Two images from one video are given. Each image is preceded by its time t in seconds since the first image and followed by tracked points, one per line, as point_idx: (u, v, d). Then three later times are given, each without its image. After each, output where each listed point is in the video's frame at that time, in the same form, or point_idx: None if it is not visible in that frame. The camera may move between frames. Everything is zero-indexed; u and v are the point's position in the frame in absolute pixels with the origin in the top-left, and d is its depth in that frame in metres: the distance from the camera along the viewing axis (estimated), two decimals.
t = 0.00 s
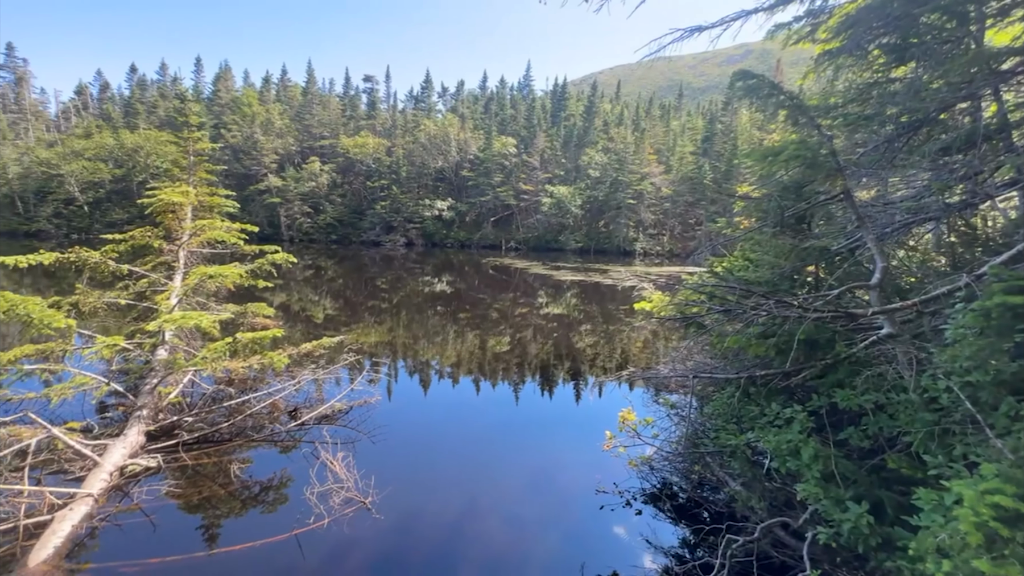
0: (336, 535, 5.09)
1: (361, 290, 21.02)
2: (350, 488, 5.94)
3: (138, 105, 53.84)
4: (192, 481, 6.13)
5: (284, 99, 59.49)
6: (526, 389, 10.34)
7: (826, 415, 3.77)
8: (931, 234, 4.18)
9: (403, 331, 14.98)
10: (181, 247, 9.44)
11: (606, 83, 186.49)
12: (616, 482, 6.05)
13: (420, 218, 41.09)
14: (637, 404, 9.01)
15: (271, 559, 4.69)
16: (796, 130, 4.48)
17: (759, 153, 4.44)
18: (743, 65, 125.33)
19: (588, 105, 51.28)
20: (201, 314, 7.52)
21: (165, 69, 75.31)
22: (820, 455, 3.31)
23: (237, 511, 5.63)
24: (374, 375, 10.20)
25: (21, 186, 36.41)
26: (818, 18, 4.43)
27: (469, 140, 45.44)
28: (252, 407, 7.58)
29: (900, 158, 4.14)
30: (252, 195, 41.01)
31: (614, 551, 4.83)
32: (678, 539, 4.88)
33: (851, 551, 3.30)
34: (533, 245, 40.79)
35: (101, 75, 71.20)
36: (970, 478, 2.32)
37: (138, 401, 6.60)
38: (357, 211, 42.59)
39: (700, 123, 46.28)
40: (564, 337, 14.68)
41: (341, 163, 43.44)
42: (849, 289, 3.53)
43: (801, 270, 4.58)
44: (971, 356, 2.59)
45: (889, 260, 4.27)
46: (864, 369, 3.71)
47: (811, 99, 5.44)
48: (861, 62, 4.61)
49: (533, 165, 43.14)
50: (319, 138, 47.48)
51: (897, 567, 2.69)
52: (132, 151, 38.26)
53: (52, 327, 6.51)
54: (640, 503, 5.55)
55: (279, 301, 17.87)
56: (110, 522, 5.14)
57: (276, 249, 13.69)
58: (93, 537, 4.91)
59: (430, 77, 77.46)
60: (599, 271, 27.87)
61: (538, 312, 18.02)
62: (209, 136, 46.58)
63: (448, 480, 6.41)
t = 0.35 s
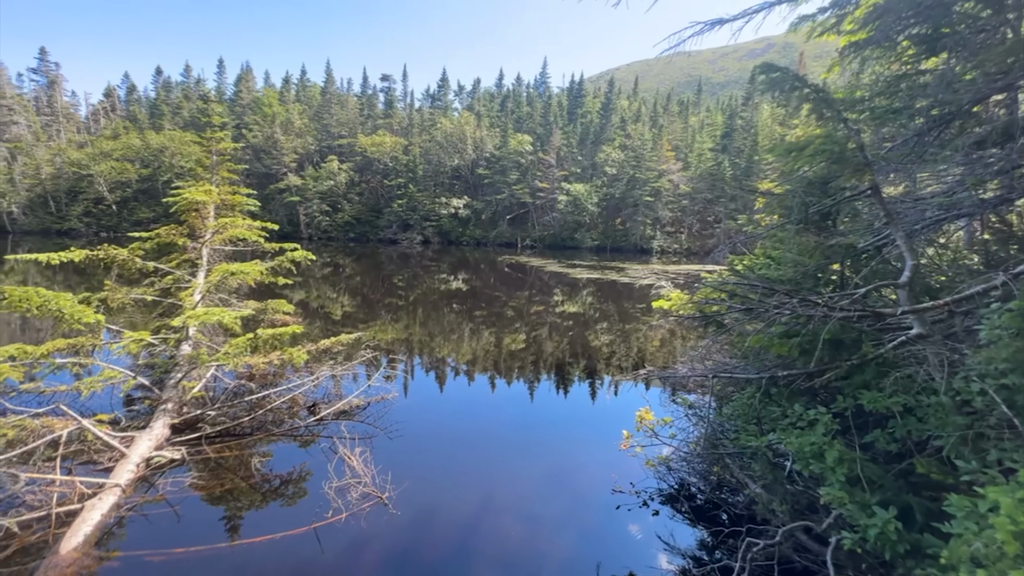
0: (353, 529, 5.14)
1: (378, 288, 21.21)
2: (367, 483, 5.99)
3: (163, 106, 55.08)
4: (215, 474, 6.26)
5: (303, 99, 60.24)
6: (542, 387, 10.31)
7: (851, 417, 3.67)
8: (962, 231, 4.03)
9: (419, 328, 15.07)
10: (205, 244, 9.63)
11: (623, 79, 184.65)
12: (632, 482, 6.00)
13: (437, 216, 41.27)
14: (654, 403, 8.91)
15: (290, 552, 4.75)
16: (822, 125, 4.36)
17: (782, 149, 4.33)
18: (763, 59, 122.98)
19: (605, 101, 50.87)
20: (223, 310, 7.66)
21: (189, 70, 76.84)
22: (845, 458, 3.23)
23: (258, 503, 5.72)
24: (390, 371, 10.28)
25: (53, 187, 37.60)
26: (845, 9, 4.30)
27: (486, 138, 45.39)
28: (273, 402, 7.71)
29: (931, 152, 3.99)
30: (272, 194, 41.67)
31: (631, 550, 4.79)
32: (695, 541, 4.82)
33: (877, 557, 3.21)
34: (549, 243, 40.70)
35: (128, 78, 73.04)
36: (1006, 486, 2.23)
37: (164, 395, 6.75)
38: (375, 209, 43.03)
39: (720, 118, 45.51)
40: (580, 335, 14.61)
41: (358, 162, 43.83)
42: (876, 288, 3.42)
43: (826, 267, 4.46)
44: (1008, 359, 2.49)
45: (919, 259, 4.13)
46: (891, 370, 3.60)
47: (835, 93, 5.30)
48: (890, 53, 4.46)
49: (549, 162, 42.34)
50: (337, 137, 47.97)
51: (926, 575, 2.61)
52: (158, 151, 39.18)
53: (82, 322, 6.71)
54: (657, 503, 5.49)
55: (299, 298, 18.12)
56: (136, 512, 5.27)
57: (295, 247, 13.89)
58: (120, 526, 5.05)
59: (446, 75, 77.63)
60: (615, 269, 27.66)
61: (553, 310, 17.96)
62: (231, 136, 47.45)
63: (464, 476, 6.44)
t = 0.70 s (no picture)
0: (372, 524, 5.17)
1: (396, 285, 21.37)
2: (385, 479, 6.03)
3: (188, 107, 56.34)
4: (237, 466, 6.37)
5: (323, 98, 60.97)
6: (558, 386, 10.27)
7: (880, 421, 3.56)
8: (999, 229, 3.88)
9: (436, 326, 15.14)
10: (227, 242, 9.81)
11: (642, 75, 182.58)
12: (650, 483, 5.93)
13: (454, 214, 41.42)
14: (673, 403, 8.80)
15: (309, 545, 4.80)
16: (850, 118, 4.23)
17: (810, 143, 4.20)
18: (786, 53, 120.54)
19: (623, 98, 50.41)
20: (245, 306, 7.79)
21: (213, 72, 78.32)
22: (873, 464, 3.13)
23: (279, 496, 5.79)
24: (407, 368, 10.35)
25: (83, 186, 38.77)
26: None
27: (502, 136, 45.36)
28: (293, 397, 7.81)
29: (965, 147, 3.85)
30: (293, 192, 42.32)
31: (648, 552, 4.74)
32: (714, 544, 4.73)
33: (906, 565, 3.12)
34: (566, 241, 40.61)
35: (155, 80, 74.85)
36: None
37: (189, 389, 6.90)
38: (392, 207, 43.38)
39: (741, 114, 44.69)
40: (596, 333, 14.52)
41: (376, 160, 44.17)
42: (908, 287, 3.31)
43: (854, 266, 4.33)
44: None
45: (952, 257, 3.98)
46: (923, 373, 3.48)
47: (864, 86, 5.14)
48: (922, 44, 4.31)
49: (566, 159, 42.22)
50: (356, 136, 48.45)
51: None
52: (183, 151, 40.07)
53: (111, 317, 6.88)
54: (675, 505, 5.42)
55: (318, 294, 18.38)
56: (163, 502, 5.38)
57: (315, 244, 14.07)
58: (147, 516, 5.15)
59: (464, 74, 77.78)
60: (632, 268, 27.42)
61: (569, 309, 17.88)
62: (253, 136, 48.30)
63: (481, 474, 6.44)
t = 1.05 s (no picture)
0: (390, 519, 5.20)
1: (415, 283, 21.51)
2: (403, 474, 6.06)
3: (214, 108, 57.63)
4: (260, 459, 6.49)
5: (343, 98, 61.70)
6: (575, 384, 10.20)
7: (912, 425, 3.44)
8: None
9: (454, 323, 15.19)
10: (251, 240, 9.99)
11: (662, 71, 179.98)
12: (670, 484, 5.84)
13: (472, 212, 41.55)
14: (694, 403, 8.65)
15: (329, 538, 4.86)
16: (882, 111, 4.09)
17: (839, 137, 4.08)
18: (811, 46, 117.65)
19: (643, 94, 49.82)
20: (268, 302, 7.92)
21: (237, 73, 79.99)
22: (905, 470, 3.02)
23: (300, 489, 5.88)
24: (425, 365, 10.41)
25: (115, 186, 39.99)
26: None
27: (521, 133, 45.30)
28: (314, 392, 7.92)
29: (1006, 140, 3.67)
30: (314, 191, 42.98)
31: (666, 554, 4.66)
32: (736, 547, 4.63)
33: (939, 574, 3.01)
34: (584, 239, 40.38)
35: (183, 82, 76.77)
36: None
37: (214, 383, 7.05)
38: (411, 205, 43.72)
39: (764, 108, 43.76)
40: (614, 332, 14.38)
41: (395, 159, 44.50)
42: (944, 285, 3.19)
43: (885, 265, 4.20)
44: None
45: (991, 255, 3.82)
46: (959, 375, 3.34)
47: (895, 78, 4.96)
48: (959, 33, 4.12)
49: (585, 157, 42.03)
50: (376, 134, 48.92)
51: None
52: (209, 151, 40.99)
53: (141, 312, 7.06)
54: (695, 507, 5.32)
55: (338, 291, 18.62)
56: (189, 493, 5.51)
57: (335, 242, 14.25)
58: (174, 505, 5.27)
59: (482, 72, 77.87)
60: (652, 266, 27.13)
61: (587, 307, 17.74)
62: (276, 136, 49.18)
63: (499, 471, 6.43)
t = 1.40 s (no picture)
0: (407, 516, 5.23)
1: (432, 282, 21.62)
2: (420, 472, 6.08)
3: (237, 110, 58.81)
4: (281, 454, 6.58)
5: (363, 99, 62.33)
6: (591, 384, 10.12)
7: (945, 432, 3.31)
8: None
9: (471, 322, 15.21)
10: (273, 239, 10.13)
11: (682, 68, 177.58)
12: (688, 486, 5.75)
13: (489, 211, 41.62)
14: (714, 406, 8.50)
15: (347, 534, 4.89)
16: (915, 106, 3.94)
17: (869, 133, 3.96)
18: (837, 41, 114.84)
19: (662, 92, 49.25)
20: (289, 300, 8.02)
21: (260, 75, 81.54)
22: (938, 478, 2.92)
23: (319, 484, 5.95)
24: (442, 363, 10.44)
25: (143, 186, 41.12)
26: None
27: (538, 132, 45.20)
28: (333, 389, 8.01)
29: None
30: (334, 191, 43.54)
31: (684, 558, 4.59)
32: (756, 553, 4.53)
33: None
34: (601, 238, 40.10)
35: (208, 84, 78.53)
36: None
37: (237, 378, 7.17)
38: (429, 205, 43.97)
39: (788, 105, 42.84)
40: (632, 332, 14.24)
41: (413, 159, 44.80)
42: (980, 286, 3.07)
43: (916, 265, 4.07)
44: None
45: None
46: (995, 380, 3.21)
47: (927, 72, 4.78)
48: (996, 24, 3.95)
49: (603, 156, 41.73)
50: (394, 135, 49.31)
51: None
52: (233, 152, 41.77)
53: (168, 309, 7.22)
54: (714, 510, 5.23)
55: (357, 290, 18.82)
56: (213, 486, 5.61)
57: (355, 241, 14.38)
58: (199, 498, 5.38)
59: (500, 71, 77.87)
60: (670, 266, 26.81)
61: (604, 307, 17.59)
62: (297, 136, 49.94)
63: (515, 471, 6.40)
